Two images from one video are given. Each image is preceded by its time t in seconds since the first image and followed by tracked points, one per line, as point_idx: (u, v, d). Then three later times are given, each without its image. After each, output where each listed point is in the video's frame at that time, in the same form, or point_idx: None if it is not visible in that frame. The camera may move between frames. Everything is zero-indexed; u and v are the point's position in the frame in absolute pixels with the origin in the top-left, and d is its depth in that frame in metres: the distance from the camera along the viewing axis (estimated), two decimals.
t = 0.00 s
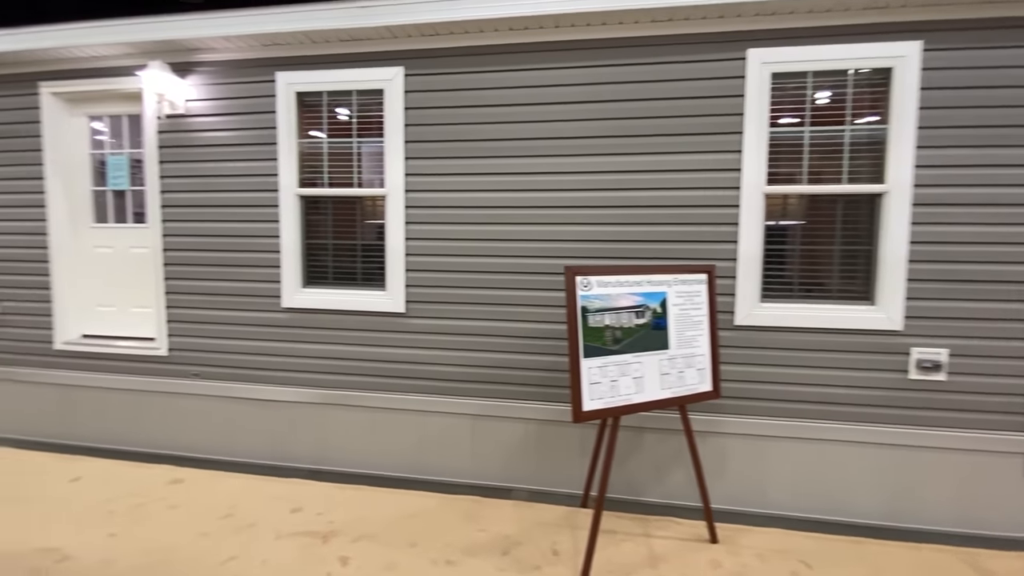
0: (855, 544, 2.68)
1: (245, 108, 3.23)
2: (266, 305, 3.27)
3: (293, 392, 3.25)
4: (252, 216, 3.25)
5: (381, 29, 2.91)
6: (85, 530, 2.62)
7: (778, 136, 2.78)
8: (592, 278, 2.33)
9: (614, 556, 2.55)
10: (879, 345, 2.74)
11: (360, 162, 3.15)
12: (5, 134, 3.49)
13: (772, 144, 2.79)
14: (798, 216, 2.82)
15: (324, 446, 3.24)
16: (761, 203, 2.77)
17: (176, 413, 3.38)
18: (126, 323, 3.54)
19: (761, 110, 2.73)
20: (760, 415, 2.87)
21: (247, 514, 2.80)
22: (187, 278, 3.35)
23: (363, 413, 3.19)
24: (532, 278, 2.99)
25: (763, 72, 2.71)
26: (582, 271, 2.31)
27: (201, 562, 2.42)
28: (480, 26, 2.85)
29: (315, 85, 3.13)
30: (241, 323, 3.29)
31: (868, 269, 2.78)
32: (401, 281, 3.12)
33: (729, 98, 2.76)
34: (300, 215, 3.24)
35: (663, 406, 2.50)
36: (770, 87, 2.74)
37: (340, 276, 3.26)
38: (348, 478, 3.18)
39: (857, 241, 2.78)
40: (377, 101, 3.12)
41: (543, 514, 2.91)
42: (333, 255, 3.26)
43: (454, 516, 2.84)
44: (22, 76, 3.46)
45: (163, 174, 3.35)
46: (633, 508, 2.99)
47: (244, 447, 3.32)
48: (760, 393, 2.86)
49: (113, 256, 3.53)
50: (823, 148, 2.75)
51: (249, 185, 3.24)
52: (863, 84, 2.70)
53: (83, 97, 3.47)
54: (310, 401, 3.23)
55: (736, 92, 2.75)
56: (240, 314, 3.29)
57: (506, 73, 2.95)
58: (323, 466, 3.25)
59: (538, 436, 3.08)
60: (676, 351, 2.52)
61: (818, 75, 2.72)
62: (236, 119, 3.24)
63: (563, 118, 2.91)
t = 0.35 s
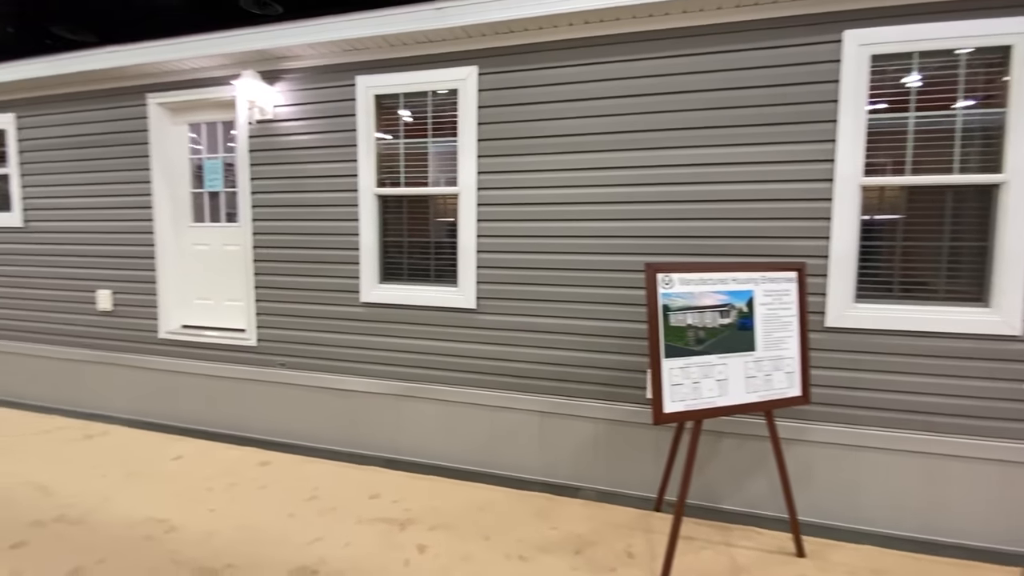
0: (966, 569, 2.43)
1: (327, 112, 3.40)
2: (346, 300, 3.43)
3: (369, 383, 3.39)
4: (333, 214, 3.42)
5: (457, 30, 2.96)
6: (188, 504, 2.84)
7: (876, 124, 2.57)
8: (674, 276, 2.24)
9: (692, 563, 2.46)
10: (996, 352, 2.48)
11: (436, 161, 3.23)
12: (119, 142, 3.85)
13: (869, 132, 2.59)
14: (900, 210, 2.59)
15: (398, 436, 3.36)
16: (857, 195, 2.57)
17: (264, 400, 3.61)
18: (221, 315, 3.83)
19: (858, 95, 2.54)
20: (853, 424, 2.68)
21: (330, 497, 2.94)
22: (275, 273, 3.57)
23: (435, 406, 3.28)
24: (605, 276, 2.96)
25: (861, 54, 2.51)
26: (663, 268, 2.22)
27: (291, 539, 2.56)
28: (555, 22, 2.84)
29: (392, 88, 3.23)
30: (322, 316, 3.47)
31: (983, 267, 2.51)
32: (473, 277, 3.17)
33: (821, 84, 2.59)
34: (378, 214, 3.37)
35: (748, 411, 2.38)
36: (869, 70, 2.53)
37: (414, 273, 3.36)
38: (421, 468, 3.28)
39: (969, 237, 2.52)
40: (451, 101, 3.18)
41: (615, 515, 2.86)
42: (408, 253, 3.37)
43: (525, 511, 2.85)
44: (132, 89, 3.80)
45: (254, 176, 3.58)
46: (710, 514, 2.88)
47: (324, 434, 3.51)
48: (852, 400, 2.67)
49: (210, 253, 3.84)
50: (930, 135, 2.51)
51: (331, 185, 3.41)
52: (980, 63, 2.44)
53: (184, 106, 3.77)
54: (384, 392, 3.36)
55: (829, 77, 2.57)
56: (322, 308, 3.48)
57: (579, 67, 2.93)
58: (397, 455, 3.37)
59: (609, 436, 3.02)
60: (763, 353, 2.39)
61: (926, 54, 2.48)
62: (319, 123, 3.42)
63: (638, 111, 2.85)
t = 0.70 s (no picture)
0: None
1: (405, 115, 3.53)
2: (420, 297, 3.59)
3: (443, 377, 3.50)
4: (409, 216, 3.58)
5: (533, 29, 2.99)
6: (279, 487, 3.02)
7: (991, 112, 2.37)
8: (768, 274, 2.16)
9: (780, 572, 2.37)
10: None
11: (509, 160, 3.26)
12: (212, 148, 4.15)
13: (982, 121, 2.39)
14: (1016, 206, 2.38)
15: (470, 431, 3.44)
16: (967, 189, 2.39)
17: (342, 391, 3.80)
18: (302, 309, 4.10)
19: (970, 81, 2.35)
20: (960, 435, 2.49)
21: (408, 488, 3.01)
22: (355, 271, 3.80)
23: (507, 402, 3.34)
24: (683, 274, 2.90)
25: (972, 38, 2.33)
26: (757, 266, 2.15)
27: (376, 525, 2.66)
28: (633, 16, 2.81)
29: (468, 89, 3.30)
30: (401, 311, 3.65)
31: None
32: (546, 275, 3.19)
33: (927, 71, 2.42)
34: (453, 213, 3.46)
35: (846, 417, 2.26)
36: (981, 55, 2.34)
37: (486, 271, 3.42)
38: (492, 463, 3.34)
39: None
40: (526, 100, 3.20)
41: (693, 519, 2.79)
42: (480, 251, 3.42)
43: (601, 511, 2.83)
44: (224, 98, 4.07)
45: (335, 179, 3.79)
46: (794, 523, 2.77)
47: (400, 426, 3.64)
48: (959, 409, 2.49)
49: (293, 251, 4.10)
50: None
51: (408, 187, 3.56)
52: None
53: (270, 113, 4.01)
54: (458, 387, 3.47)
55: (936, 63, 2.39)
56: (400, 304, 3.65)
57: (658, 62, 2.88)
58: (469, 449, 3.46)
59: (687, 438, 2.95)
60: (862, 357, 2.27)
61: None
62: (397, 126, 3.56)
63: (721, 104, 2.77)
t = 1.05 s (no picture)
0: None
1: (469, 116, 3.55)
2: (482, 296, 3.60)
3: (505, 378, 3.52)
4: (471, 216, 3.61)
5: (602, 27, 2.93)
6: (350, 481, 3.08)
7: None
8: (868, 277, 2.05)
9: None
10: None
11: (576, 159, 3.23)
12: (283, 152, 4.35)
13: None
14: None
15: (532, 431, 3.44)
16: None
17: (405, 388, 3.91)
18: (365, 307, 4.22)
19: None
20: None
21: (474, 487, 3.03)
22: (417, 271, 3.88)
23: (570, 404, 3.32)
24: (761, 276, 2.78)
25: None
26: (856, 268, 2.04)
27: (447, 523, 2.68)
28: (709, 10, 2.71)
29: (534, 89, 3.28)
30: (463, 311, 3.69)
31: None
32: (612, 276, 3.13)
33: None
34: (516, 214, 3.45)
35: (952, 431, 2.11)
36: None
37: (549, 272, 3.39)
38: (555, 464, 3.33)
39: None
40: (594, 98, 3.16)
41: (771, 531, 2.68)
42: (543, 251, 3.41)
43: (672, 519, 2.75)
44: (294, 104, 4.24)
45: (399, 180, 3.87)
46: (883, 541, 2.60)
47: (462, 425, 3.69)
48: None
49: (357, 252, 4.22)
50: None
51: (471, 187, 3.59)
52: None
53: (337, 118, 4.15)
54: (519, 388, 3.48)
55: None
56: (463, 304, 3.69)
57: (737, 55, 2.76)
58: (531, 451, 3.46)
59: (761, 447, 2.86)
60: (971, 367, 2.10)
61: None
62: (461, 128, 3.59)
63: (805, 98, 2.63)
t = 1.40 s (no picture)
0: None
1: (523, 113, 3.47)
2: (534, 298, 3.51)
3: (558, 381, 3.43)
4: (522, 215, 3.52)
5: (668, 17, 2.80)
6: (403, 483, 3.04)
7: None
8: (981, 280, 1.88)
9: None
10: None
11: (635, 155, 3.10)
12: (333, 153, 4.39)
13: None
14: None
15: (585, 437, 3.34)
16: None
17: (454, 389, 3.87)
18: (413, 307, 4.20)
19: None
20: None
21: (530, 493, 2.94)
22: (466, 272, 3.81)
23: (628, 410, 3.20)
24: (841, 278, 2.60)
25: None
26: (968, 271, 1.88)
27: (507, 531, 2.60)
28: None
29: (592, 83, 3.18)
30: (514, 313, 3.59)
31: None
32: (675, 277, 2.99)
33: None
34: (571, 212, 3.34)
35: None
36: None
37: (606, 273, 3.27)
38: (611, 472, 3.21)
39: None
40: (657, 92, 3.03)
41: (853, 551, 2.50)
42: (599, 252, 3.28)
43: (744, 534, 2.60)
44: (344, 104, 4.27)
45: (448, 179, 3.82)
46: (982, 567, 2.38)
47: (511, 428, 3.62)
48: None
49: (405, 252, 4.20)
50: None
51: (523, 186, 3.50)
52: None
53: (386, 118, 4.14)
54: (573, 393, 3.37)
55: None
56: (514, 306, 3.59)
57: (816, 43, 2.58)
58: (584, 457, 3.35)
59: (839, 461, 2.69)
60: None
61: None
62: (514, 125, 3.51)
63: (895, 86, 2.43)
